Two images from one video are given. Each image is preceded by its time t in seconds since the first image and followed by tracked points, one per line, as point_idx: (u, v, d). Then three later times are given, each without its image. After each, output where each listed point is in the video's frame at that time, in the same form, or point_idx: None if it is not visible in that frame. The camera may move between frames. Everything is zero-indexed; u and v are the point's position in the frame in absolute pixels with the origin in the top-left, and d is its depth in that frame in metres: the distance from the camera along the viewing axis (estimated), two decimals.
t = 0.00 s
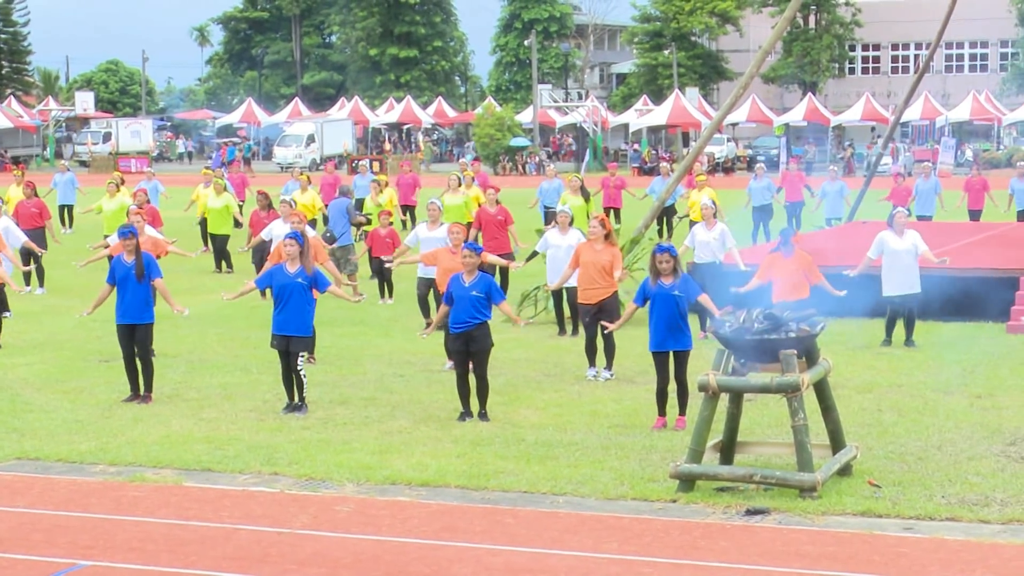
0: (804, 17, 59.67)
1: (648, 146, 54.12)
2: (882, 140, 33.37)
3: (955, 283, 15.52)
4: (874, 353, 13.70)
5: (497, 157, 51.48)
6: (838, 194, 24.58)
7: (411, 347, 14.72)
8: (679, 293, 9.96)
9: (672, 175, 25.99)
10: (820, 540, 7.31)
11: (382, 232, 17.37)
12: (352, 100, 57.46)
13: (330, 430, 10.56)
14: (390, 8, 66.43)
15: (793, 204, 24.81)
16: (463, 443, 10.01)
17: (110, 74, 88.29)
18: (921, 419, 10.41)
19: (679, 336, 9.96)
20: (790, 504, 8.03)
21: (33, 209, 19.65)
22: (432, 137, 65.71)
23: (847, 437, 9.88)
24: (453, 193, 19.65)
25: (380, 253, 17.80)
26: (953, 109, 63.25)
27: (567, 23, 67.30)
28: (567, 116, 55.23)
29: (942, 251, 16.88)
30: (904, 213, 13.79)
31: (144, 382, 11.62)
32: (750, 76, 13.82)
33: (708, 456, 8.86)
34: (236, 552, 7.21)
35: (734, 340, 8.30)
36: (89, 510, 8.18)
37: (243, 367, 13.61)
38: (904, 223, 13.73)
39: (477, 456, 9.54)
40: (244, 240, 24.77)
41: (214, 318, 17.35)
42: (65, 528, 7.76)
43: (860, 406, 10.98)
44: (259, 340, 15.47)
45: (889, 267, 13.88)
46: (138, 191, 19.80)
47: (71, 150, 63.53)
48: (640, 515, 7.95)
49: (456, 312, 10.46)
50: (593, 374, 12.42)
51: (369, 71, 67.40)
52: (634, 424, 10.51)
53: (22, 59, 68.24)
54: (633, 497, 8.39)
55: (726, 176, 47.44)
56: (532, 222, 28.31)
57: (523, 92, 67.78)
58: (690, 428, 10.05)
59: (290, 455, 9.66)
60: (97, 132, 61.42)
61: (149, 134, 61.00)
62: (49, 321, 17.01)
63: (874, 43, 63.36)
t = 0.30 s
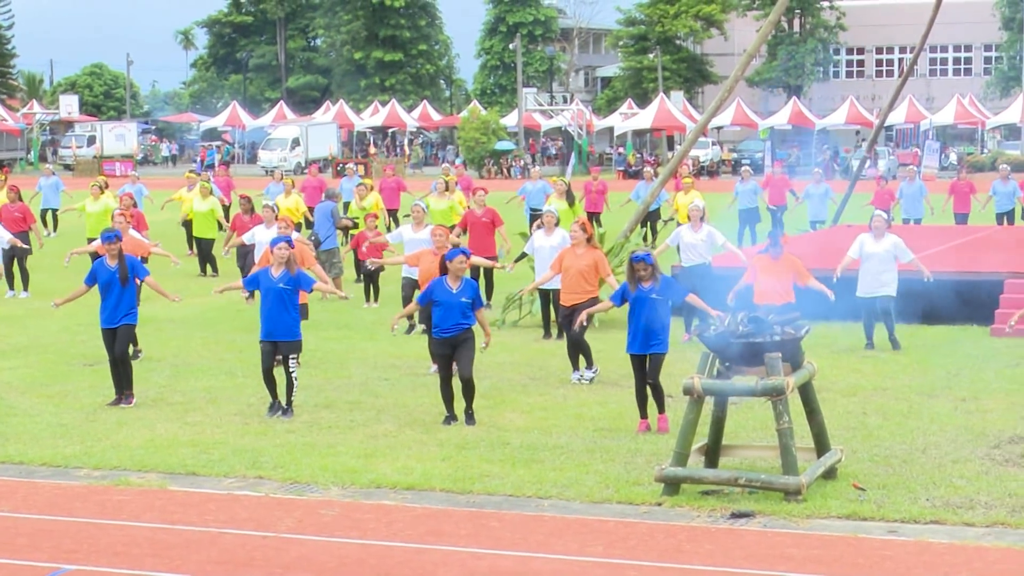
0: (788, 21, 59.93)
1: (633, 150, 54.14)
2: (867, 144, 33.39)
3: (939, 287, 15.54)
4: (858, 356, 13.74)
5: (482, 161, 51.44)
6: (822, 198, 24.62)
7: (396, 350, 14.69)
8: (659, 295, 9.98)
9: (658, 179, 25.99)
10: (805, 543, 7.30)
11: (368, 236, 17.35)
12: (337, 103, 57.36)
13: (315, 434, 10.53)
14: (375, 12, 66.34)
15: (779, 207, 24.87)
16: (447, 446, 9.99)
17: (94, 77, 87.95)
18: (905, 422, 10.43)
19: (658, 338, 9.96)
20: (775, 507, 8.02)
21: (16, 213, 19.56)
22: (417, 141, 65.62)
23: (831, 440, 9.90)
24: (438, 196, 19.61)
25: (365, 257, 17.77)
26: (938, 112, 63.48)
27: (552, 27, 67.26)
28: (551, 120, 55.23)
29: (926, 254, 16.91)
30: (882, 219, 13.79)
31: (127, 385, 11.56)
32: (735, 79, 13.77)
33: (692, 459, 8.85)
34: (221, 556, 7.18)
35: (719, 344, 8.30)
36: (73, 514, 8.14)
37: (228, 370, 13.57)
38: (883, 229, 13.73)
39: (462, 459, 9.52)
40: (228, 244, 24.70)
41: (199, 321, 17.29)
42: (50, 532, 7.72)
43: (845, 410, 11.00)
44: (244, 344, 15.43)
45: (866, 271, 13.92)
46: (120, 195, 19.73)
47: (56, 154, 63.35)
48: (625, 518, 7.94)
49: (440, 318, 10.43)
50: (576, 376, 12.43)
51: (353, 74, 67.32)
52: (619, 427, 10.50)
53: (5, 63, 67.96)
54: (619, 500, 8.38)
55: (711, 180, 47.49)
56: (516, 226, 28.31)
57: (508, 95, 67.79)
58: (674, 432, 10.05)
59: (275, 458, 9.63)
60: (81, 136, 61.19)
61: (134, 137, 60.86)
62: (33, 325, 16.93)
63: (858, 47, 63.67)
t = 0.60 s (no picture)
0: (772, 24, 60.18)
1: (618, 153, 54.24)
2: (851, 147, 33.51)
3: (923, 290, 15.57)
4: (842, 359, 13.76)
5: (466, 164, 51.47)
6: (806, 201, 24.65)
7: (381, 353, 14.66)
8: (641, 299, 9.96)
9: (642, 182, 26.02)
10: (789, 546, 7.30)
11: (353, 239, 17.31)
12: (321, 106, 57.29)
13: (299, 437, 10.49)
14: (359, 14, 66.31)
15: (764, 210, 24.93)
16: (432, 449, 9.97)
17: (77, 80, 87.65)
18: (889, 425, 10.45)
19: (639, 343, 9.92)
20: (758, 510, 8.01)
21: None
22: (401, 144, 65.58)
23: (815, 443, 9.90)
24: (421, 199, 19.52)
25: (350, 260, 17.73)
26: (920, 116, 63.88)
27: (536, 30, 67.30)
28: (536, 123, 55.28)
29: (909, 258, 16.94)
30: (866, 221, 13.81)
31: (112, 389, 11.50)
32: (719, 82, 13.74)
33: (676, 463, 8.85)
34: (206, 560, 7.15)
35: (702, 346, 8.29)
36: (56, 518, 8.09)
37: (212, 373, 13.51)
38: (866, 231, 13.76)
39: (447, 462, 9.50)
40: (212, 247, 24.63)
41: (183, 325, 17.22)
42: (33, 536, 7.67)
43: (829, 412, 11.01)
44: (228, 347, 15.37)
45: (849, 272, 13.98)
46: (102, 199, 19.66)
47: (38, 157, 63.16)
48: (610, 522, 7.92)
49: (430, 320, 10.39)
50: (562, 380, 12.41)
51: (337, 78, 67.27)
52: (603, 430, 10.50)
53: None
54: (603, 503, 8.36)
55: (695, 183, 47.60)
56: (501, 229, 28.29)
57: (492, 99, 67.85)
58: (658, 435, 10.04)
59: (259, 461, 9.59)
60: (65, 139, 60.99)
61: (117, 140, 60.73)
62: (17, 329, 16.84)
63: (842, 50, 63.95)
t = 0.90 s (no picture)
0: (757, 25, 60.38)
1: (603, 154, 54.26)
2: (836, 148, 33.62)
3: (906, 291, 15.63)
4: (829, 360, 13.79)
5: (451, 165, 51.48)
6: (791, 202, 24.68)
7: (366, 355, 14.63)
8: (632, 300, 9.98)
9: (628, 184, 26.02)
10: (774, 546, 7.31)
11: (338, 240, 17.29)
12: (306, 108, 57.18)
13: (284, 439, 10.47)
14: (344, 15, 66.22)
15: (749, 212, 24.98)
16: (417, 450, 9.96)
17: (63, 81, 87.32)
18: (875, 426, 10.48)
19: (629, 344, 9.93)
20: (745, 511, 8.02)
21: None
22: (387, 146, 65.49)
23: (800, 444, 9.92)
24: (405, 202, 19.52)
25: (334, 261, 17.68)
26: (905, 117, 64.11)
27: (522, 32, 67.30)
28: (522, 124, 55.29)
29: (893, 259, 16.98)
30: (854, 222, 13.87)
31: (97, 391, 11.46)
32: (704, 83, 13.74)
33: (663, 463, 8.86)
34: (191, 562, 7.12)
35: (688, 348, 8.28)
36: (41, 520, 8.05)
37: (197, 375, 13.48)
38: (854, 232, 13.82)
39: (432, 464, 9.48)
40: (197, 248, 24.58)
41: (169, 326, 17.17)
42: (20, 539, 7.63)
43: (814, 413, 11.04)
44: (214, 349, 15.32)
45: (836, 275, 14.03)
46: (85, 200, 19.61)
47: (23, 158, 62.89)
48: (594, 523, 7.92)
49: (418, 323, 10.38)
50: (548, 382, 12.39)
51: (323, 79, 67.17)
52: (589, 432, 10.50)
53: None
54: (589, 504, 8.36)
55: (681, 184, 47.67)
56: (487, 230, 28.28)
57: (477, 100, 67.85)
58: (644, 437, 10.04)
59: (245, 463, 9.56)
60: (49, 141, 60.78)
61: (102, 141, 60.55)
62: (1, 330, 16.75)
63: (827, 51, 64.19)
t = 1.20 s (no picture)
0: (743, 27, 60.50)
1: (589, 156, 54.30)
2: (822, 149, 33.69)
3: (892, 292, 15.65)
4: (814, 361, 13.81)
5: (438, 167, 51.45)
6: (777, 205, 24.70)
7: (353, 357, 14.60)
8: (618, 302, 9.97)
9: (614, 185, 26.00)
10: (761, 548, 7.31)
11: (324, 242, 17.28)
12: (292, 109, 57.08)
13: (271, 441, 10.43)
14: (331, 17, 66.16)
15: (735, 214, 25.01)
16: (404, 453, 9.93)
17: (48, 83, 86.97)
18: (861, 427, 10.49)
19: (615, 348, 9.93)
20: (730, 513, 8.02)
21: None
22: (373, 147, 65.42)
23: (786, 445, 9.93)
24: (393, 204, 19.50)
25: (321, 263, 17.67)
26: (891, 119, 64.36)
27: (508, 34, 67.33)
28: (508, 126, 55.29)
29: (879, 261, 17.01)
30: (840, 224, 13.86)
31: (82, 393, 11.41)
32: (690, 84, 13.74)
33: (648, 465, 8.85)
34: (177, 565, 7.09)
35: (674, 350, 8.27)
36: (27, 523, 8.00)
37: (183, 377, 13.43)
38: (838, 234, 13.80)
39: (419, 466, 9.46)
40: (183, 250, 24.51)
41: (155, 328, 17.10)
42: (5, 542, 7.58)
43: (800, 415, 11.04)
44: (200, 351, 15.28)
45: (823, 277, 14.02)
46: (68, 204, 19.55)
47: (7, 160, 62.56)
48: (581, 525, 7.91)
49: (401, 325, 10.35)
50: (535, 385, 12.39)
51: (309, 81, 67.06)
52: (576, 434, 10.48)
53: None
54: (575, 506, 8.35)
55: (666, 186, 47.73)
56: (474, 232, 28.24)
57: (464, 102, 67.84)
58: (630, 439, 10.04)
59: (231, 466, 9.53)
60: (34, 143, 60.57)
61: (87, 143, 60.34)
62: None
63: (813, 53, 64.45)
